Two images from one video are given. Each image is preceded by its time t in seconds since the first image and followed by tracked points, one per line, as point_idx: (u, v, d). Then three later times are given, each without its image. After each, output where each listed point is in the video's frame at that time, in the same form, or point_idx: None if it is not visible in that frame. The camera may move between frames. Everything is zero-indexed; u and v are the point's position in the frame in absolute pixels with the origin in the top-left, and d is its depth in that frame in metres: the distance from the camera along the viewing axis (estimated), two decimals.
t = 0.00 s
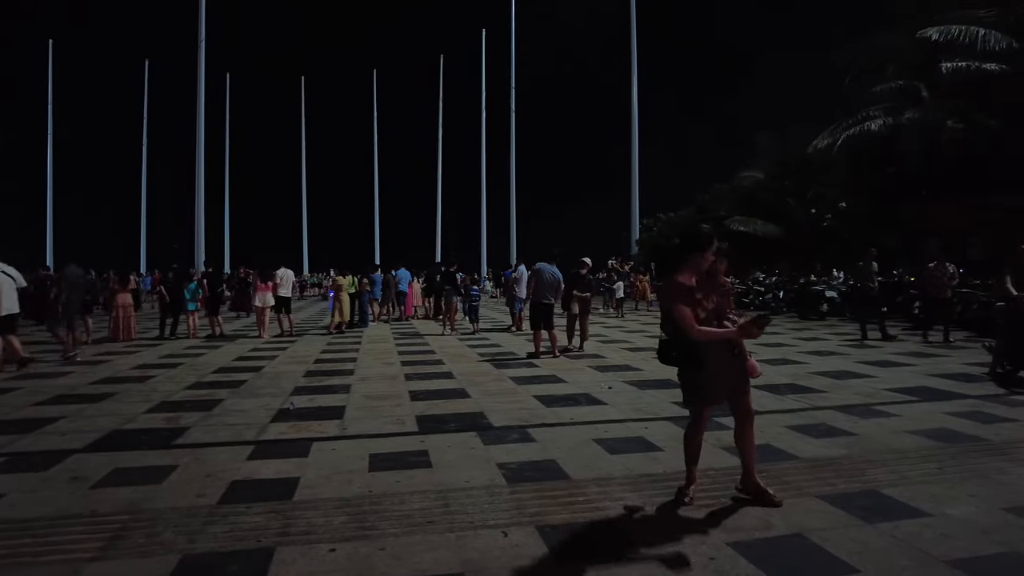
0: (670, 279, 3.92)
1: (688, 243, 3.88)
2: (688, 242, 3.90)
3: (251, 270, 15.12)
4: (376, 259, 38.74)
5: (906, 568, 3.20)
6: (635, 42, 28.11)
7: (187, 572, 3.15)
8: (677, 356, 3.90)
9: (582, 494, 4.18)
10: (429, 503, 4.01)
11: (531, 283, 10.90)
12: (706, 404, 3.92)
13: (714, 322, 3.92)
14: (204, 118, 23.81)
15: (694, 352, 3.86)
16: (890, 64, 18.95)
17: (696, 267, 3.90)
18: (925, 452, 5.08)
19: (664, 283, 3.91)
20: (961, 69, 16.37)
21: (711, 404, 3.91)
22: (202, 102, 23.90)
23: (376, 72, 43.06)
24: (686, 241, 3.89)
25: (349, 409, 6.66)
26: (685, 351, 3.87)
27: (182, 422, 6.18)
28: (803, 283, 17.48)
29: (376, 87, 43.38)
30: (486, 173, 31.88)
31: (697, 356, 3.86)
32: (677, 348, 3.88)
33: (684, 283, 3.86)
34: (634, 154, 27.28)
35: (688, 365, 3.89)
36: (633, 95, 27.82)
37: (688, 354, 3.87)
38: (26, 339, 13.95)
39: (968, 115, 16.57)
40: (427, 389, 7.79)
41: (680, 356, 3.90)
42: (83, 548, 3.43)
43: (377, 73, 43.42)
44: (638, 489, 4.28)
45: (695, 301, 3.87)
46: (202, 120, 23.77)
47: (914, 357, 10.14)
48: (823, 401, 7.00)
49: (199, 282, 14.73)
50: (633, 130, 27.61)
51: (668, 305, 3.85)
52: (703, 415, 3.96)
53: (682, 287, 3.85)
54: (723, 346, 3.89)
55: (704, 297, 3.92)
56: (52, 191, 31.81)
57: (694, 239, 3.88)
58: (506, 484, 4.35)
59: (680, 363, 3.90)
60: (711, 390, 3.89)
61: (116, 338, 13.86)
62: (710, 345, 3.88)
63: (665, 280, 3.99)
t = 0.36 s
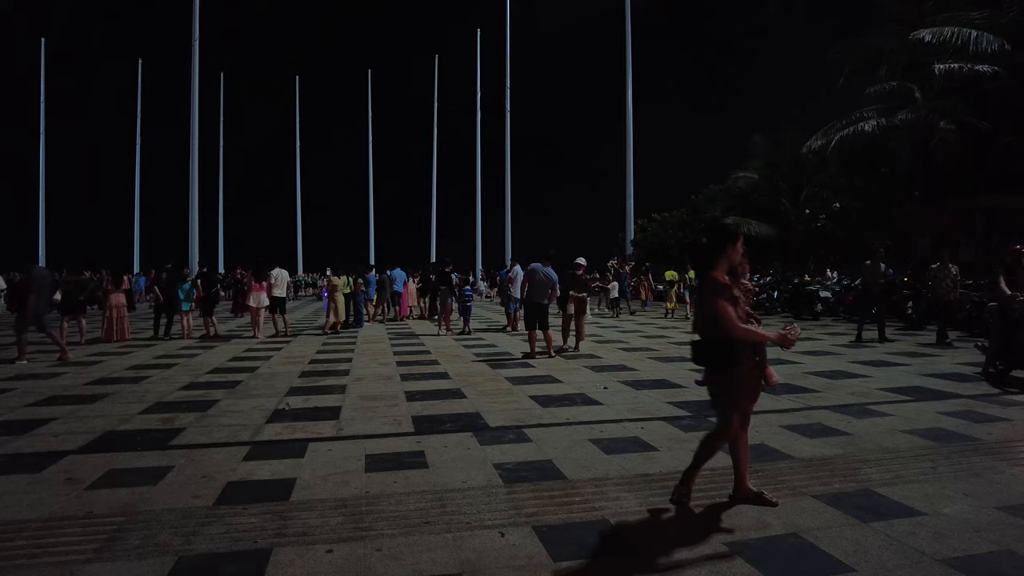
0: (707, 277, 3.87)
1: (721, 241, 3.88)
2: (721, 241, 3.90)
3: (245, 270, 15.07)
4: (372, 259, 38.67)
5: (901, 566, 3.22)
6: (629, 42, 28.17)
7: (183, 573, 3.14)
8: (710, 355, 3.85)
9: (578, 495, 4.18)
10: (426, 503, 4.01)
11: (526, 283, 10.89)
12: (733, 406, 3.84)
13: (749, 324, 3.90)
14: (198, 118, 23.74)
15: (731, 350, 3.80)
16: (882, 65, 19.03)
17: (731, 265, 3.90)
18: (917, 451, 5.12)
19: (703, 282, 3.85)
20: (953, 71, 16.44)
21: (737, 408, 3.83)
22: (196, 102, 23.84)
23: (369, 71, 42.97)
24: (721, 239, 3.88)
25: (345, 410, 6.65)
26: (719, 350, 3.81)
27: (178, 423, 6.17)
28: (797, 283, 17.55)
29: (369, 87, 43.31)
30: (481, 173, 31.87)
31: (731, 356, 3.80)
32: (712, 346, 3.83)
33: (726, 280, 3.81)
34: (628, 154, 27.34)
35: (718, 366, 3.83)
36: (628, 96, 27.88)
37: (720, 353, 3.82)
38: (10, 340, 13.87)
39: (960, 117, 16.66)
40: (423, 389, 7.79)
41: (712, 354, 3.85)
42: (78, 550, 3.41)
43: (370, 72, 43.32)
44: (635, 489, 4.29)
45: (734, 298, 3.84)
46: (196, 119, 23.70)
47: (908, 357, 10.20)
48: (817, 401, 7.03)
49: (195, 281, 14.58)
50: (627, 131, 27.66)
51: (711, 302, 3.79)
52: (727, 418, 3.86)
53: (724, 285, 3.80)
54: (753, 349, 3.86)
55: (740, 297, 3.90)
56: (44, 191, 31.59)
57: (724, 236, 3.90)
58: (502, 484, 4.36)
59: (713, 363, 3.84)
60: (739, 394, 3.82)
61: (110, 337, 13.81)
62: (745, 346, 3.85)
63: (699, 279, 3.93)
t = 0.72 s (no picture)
0: (737, 278, 3.83)
1: (748, 243, 3.84)
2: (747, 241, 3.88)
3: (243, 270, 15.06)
4: (369, 260, 38.67)
5: (899, 565, 3.24)
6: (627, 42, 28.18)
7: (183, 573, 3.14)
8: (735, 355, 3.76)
9: (578, 494, 4.19)
10: (426, 503, 4.02)
11: (524, 284, 10.91)
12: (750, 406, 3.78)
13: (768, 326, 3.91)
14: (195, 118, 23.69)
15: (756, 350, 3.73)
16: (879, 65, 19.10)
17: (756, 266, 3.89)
18: (916, 451, 5.14)
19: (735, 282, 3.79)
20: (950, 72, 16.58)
21: (754, 409, 3.77)
22: (193, 102, 23.79)
23: (366, 72, 42.95)
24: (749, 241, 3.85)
25: (344, 410, 6.65)
26: (744, 350, 3.74)
27: (177, 423, 6.16)
28: (794, 283, 17.60)
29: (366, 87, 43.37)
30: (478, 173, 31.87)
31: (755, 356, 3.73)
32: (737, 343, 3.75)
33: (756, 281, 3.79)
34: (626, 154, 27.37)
35: (740, 365, 3.75)
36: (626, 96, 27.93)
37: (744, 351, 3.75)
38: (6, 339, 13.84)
39: (956, 117, 16.79)
40: (422, 389, 7.79)
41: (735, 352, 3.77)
42: (78, 550, 3.41)
43: (367, 72, 43.28)
44: (636, 489, 4.29)
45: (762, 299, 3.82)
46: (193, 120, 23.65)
47: (905, 356, 10.23)
48: (816, 401, 7.04)
49: (190, 281, 14.47)
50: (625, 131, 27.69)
51: (743, 302, 3.73)
52: (745, 419, 3.79)
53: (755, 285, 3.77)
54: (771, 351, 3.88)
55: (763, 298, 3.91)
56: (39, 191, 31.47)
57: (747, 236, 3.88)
58: (503, 484, 4.37)
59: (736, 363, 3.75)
60: (758, 394, 3.77)
61: (106, 337, 13.77)
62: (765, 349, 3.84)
63: (725, 279, 3.88)
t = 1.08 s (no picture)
0: (764, 282, 3.78)
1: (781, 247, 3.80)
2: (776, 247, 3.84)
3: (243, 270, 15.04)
4: (368, 260, 38.66)
5: (901, 564, 3.25)
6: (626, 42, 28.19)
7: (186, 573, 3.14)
8: (745, 356, 3.72)
9: (581, 494, 4.19)
10: (429, 502, 4.02)
11: (524, 284, 10.92)
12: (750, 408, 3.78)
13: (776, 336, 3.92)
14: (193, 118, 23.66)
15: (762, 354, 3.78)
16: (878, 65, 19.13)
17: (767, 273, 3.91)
18: (916, 451, 5.15)
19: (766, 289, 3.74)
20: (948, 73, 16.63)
21: (751, 411, 3.77)
22: (192, 102, 23.76)
23: (366, 72, 42.93)
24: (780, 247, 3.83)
25: (344, 410, 6.64)
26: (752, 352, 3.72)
27: (178, 423, 6.15)
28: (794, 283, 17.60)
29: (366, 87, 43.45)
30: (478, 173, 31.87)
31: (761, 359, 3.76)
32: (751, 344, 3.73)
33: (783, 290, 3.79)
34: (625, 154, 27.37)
35: (745, 366, 3.74)
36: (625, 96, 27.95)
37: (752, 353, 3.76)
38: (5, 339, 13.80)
39: (955, 117, 16.81)
40: (423, 389, 7.78)
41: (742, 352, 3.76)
42: (82, 550, 3.41)
43: (367, 71, 43.31)
44: (638, 489, 4.30)
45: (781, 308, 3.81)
46: (192, 119, 23.61)
47: (906, 356, 10.23)
48: (816, 401, 7.05)
49: (190, 281, 14.40)
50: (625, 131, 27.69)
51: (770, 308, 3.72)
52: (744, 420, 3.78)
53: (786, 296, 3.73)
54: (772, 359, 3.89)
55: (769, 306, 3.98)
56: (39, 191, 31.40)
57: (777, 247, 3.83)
58: (505, 483, 4.37)
59: (744, 363, 3.72)
60: (755, 397, 3.77)
61: (105, 337, 13.71)
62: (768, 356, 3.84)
63: (752, 281, 3.82)
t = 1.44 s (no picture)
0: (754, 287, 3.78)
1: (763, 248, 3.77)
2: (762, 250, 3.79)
3: (243, 270, 15.05)
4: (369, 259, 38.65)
5: (906, 563, 3.25)
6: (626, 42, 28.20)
7: (191, 572, 3.14)
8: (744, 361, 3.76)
9: (584, 494, 4.19)
10: (432, 502, 4.02)
11: (525, 283, 10.91)
12: (761, 414, 3.76)
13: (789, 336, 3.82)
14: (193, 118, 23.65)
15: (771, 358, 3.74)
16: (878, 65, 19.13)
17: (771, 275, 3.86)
18: (918, 450, 5.15)
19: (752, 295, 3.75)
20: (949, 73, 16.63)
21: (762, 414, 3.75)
22: (191, 102, 23.73)
23: (366, 72, 42.94)
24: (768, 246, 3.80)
25: (346, 410, 6.64)
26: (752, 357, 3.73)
27: (180, 423, 6.15)
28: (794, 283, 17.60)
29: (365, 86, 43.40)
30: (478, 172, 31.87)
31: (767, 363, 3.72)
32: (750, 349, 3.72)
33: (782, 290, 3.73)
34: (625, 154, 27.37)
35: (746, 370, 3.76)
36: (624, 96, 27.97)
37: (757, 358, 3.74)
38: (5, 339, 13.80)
39: (955, 117, 16.80)
40: (424, 389, 7.78)
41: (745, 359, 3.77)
42: (87, 549, 3.41)
43: (366, 71, 43.29)
44: (641, 488, 4.30)
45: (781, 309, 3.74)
46: (192, 119, 23.60)
47: (907, 356, 10.22)
48: (817, 400, 7.05)
49: (190, 281, 14.28)
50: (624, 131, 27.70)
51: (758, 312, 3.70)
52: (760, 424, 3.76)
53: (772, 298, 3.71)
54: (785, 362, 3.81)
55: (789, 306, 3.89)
56: (38, 191, 31.39)
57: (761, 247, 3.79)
58: (508, 483, 4.37)
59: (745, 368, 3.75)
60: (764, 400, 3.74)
61: (104, 337, 13.71)
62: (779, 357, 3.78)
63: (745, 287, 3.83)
